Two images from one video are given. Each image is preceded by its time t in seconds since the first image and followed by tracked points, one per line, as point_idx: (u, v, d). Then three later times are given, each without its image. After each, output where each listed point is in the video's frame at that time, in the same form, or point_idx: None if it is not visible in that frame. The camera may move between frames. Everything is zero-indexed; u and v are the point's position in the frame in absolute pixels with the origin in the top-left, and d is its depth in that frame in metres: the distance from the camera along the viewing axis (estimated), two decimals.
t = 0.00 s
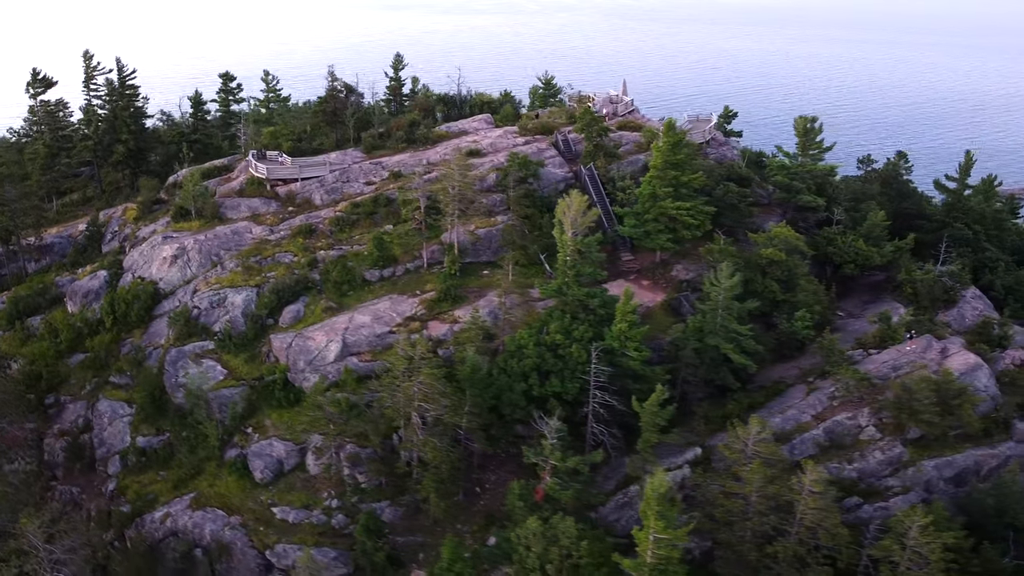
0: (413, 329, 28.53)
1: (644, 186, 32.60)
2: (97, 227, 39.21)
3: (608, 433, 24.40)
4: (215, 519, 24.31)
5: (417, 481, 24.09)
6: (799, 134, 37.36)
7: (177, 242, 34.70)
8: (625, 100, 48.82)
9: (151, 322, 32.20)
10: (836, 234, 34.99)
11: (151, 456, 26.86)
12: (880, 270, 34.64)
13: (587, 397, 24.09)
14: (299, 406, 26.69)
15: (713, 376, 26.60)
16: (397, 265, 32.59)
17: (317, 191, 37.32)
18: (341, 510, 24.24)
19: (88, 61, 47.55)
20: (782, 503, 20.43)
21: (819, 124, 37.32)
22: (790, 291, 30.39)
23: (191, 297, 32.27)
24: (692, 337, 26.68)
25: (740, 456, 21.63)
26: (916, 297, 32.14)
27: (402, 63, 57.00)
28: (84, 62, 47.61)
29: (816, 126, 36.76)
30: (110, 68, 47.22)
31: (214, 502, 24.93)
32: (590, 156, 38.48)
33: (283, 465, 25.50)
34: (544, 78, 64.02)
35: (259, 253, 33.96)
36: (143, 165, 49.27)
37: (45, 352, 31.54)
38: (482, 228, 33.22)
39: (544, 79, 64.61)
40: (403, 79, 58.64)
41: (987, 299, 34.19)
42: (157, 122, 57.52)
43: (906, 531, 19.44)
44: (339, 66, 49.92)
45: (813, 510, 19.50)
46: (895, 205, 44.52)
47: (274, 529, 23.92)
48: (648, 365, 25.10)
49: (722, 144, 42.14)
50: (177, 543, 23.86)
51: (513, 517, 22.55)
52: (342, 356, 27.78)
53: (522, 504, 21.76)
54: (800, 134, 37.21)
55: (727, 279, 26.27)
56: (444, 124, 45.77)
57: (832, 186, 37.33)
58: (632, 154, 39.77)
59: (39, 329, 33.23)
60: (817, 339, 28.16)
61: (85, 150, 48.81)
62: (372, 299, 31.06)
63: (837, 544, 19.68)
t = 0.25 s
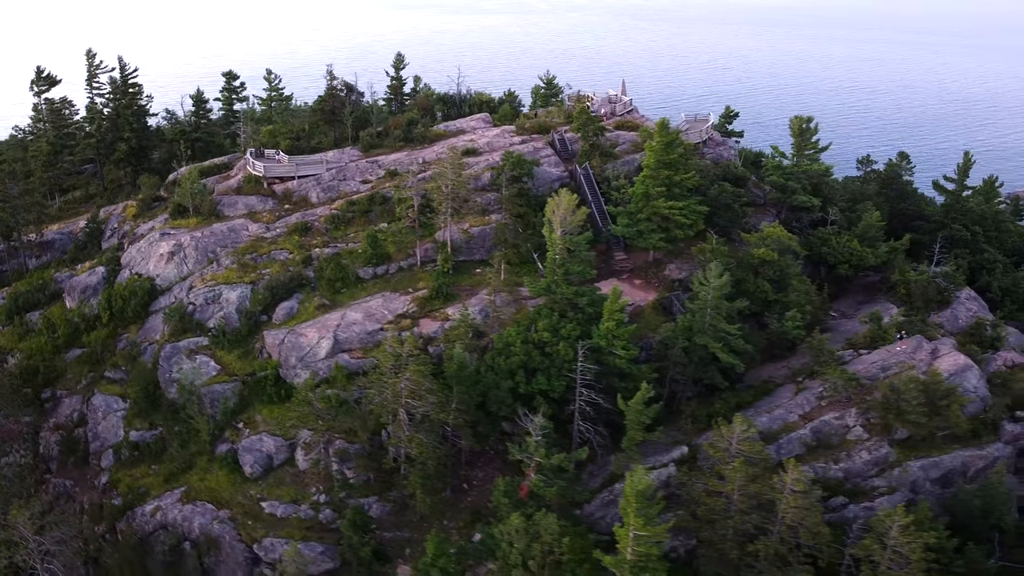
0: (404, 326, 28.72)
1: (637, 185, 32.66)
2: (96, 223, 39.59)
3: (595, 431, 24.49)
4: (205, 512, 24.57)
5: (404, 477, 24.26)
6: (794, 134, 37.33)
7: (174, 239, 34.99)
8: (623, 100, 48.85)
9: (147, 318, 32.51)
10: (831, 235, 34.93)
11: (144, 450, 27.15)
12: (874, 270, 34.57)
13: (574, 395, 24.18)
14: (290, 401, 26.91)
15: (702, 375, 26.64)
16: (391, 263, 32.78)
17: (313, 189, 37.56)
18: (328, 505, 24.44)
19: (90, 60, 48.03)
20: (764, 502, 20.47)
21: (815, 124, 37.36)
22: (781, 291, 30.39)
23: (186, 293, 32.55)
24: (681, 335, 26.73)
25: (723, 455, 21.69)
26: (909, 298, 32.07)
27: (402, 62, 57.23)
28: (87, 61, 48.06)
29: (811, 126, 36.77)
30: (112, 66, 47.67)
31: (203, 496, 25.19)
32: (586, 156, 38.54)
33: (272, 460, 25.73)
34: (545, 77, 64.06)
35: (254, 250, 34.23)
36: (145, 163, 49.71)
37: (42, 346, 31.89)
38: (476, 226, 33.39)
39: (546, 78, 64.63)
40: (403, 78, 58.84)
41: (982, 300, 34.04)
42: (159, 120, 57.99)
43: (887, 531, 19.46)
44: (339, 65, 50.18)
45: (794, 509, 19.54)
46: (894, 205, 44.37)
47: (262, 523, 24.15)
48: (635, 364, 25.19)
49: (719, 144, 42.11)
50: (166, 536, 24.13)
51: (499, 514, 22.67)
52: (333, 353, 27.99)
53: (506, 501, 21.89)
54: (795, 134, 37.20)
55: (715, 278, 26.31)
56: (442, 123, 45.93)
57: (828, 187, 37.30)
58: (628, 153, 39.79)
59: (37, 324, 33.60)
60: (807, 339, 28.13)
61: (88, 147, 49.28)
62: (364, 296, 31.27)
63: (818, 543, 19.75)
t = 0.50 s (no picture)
0: (395, 323, 28.91)
1: (631, 184, 32.72)
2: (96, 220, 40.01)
3: (581, 429, 24.60)
4: (194, 506, 24.83)
5: (391, 473, 24.44)
6: (790, 135, 37.35)
7: (171, 235, 35.30)
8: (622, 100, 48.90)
9: (143, 314, 32.84)
10: (825, 235, 34.88)
11: (136, 444, 27.46)
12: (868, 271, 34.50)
13: (560, 392, 24.29)
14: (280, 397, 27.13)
15: (690, 374, 26.67)
16: (384, 261, 32.97)
17: (309, 187, 37.82)
18: (316, 500, 24.65)
19: (93, 59, 48.51)
20: (746, 500, 20.51)
21: (810, 124, 37.44)
22: (772, 291, 30.39)
23: (182, 290, 32.85)
24: (669, 334, 26.78)
25: (706, 453, 21.76)
26: (903, 298, 31.99)
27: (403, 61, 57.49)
28: (90, 59, 48.54)
29: (806, 127, 36.77)
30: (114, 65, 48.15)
31: (193, 490, 25.46)
32: (582, 155, 38.63)
33: (262, 455, 25.95)
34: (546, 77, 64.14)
35: (250, 247, 34.51)
36: (147, 160, 50.16)
37: (39, 341, 32.26)
38: (469, 225, 33.57)
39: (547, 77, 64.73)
40: (404, 77, 59.09)
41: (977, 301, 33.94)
42: (162, 118, 58.48)
43: (867, 530, 19.49)
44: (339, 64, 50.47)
45: (774, 508, 19.60)
46: (892, 206, 44.22)
47: (251, 517, 24.39)
48: (623, 362, 25.28)
49: (716, 143, 42.09)
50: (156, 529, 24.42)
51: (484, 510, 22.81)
52: (324, 349, 28.21)
53: (490, 497, 22.03)
54: (791, 135, 37.21)
55: (704, 277, 26.37)
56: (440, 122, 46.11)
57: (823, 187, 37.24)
58: (624, 152, 39.83)
59: (35, 319, 34.01)
60: (797, 338, 28.12)
61: (90, 145, 49.77)
62: (357, 293, 31.47)
63: (798, 541, 19.79)
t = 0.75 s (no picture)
0: (386, 320, 29.09)
1: (623, 183, 32.78)
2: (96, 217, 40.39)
3: (567, 426, 24.70)
4: (184, 500, 25.09)
5: (379, 469, 24.63)
6: (785, 134, 37.36)
7: (168, 232, 35.62)
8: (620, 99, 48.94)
9: (139, 310, 33.18)
10: (819, 235, 34.82)
11: (129, 438, 27.77)
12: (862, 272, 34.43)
13: (546, 390, 24.40)
14: (271, 392, 27.37)
15: (678, 373, 26.72)
16: (378, 258, 33.16)
17: (306, 184, 38.06)
18: (304, 495, 24.85)
19: (96, 57, 48.99)
20: (727, 498, 20.57)
21: (805, 124, 37.43)
22: (764, 291, 30.39)
23: (177, 286, 33.14)
24: (658, 333, 26.83)
25: (690, 452, 21.83)
26: (895, 299, 31.91)
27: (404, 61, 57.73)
28: (93, 58, 48.99)
29: (801, 127, 36.69)
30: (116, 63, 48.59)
31: (184, 484, 25.72)
32: (578, 155, 38.69)
33: (252, 450, 26.18)
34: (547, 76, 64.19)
35: (245, 245, 34.78)
36: (148, 158, 50.60)
37: (36, 336, 32.64)
38: (462, 224, 33.73)
39: (548, 76, 64.78)
40: (405, 76, 59.30)
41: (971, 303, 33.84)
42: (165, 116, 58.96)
43: (847, 530, 19.52)
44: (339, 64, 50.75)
45: (754, 506, 19.66)
46: (890, 207, 44.09)
47: (239, 511, 24.64)
48: (610, 360, 25.36)
49: (712, 143, 42.07)
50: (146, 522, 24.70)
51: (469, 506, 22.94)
52: (316, 346, 28.42)
53: (474, 493, 22.18)
54: (786, 134, 37.20)
55: (692, 276, 26.42)
56: (438, 122, 46.27)
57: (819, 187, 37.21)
58: (620, 152, 39.86)
59: (34, 314, 34.39)
60: (786, 338, 28.12)
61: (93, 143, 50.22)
62: (350, 290, 31.68)
63: (779, 540, 19.84)
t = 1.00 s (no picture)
0: (377, 318, 29.29)
1: (616, 183, 32.87)
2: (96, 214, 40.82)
3: (553, 424, 24.81)
4: (174, 494, 25.35)
5: (366, 465, 24.82)
6: (779, 134, 37.27)
7: (165, 229, 35.97)
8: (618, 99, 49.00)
9: (135, 305, 33.53)
10: (813, 235, 34.78)
11: (122, 432, 28.09)
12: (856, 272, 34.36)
13: (532, 387, 24.53)
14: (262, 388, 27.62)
15: (667, 372, 26.78)
16: (372, 256, 33.37)
17: (302, 182, 38.34)
18: (293, 489, 25.07)
19: (99, 56, 49.52)
20: (708, 496, 20.60)
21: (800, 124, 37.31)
22: (755, 290, 30.39)
23: (173, 282, 33.47)
24: (646, 332, 26.91)
25: (673, 450, 21.89)
26: (888, 300, 31.85)
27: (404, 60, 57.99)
28: (95, 56, 49.48)
29: (796, 127, 36.60)
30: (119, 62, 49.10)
31: (174, 478, 25.99)
32: (573, 154, 38.78)
33: (242, 445, 26.42)
34: (548, 76, 64.25)
35: (241, 242, 35.08)
36: (150, 156, 51.08)
37: (34, 331, 33.05)
38: (456, 222, 33.91)
39: (549, 76, 64.85)
40: (406, 76, 59.55)
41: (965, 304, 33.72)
42: (168, 114, 59.47)
43: (827, 529, 19.54)
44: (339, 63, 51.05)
45: (734, 504, 19.73)
46: (888, 208, 43.94)
47: (228, 505, 24.88)
48: (597, 359, 25.46)
49: (709, 143, 42.08)
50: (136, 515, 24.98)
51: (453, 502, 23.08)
52: (307, 343, 28.65)
53: (458, 489, 22.32)
54: (780, 134, 37.11)
55: (680, 276, 26.48)
56: (436, 121, 46.47)
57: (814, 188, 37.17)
58: (616, 151, 39.94)
59: (32, 309, 34.80)
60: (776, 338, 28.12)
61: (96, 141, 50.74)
62: (343, 288, 31.90)
63: (759, 538, 19.90)
